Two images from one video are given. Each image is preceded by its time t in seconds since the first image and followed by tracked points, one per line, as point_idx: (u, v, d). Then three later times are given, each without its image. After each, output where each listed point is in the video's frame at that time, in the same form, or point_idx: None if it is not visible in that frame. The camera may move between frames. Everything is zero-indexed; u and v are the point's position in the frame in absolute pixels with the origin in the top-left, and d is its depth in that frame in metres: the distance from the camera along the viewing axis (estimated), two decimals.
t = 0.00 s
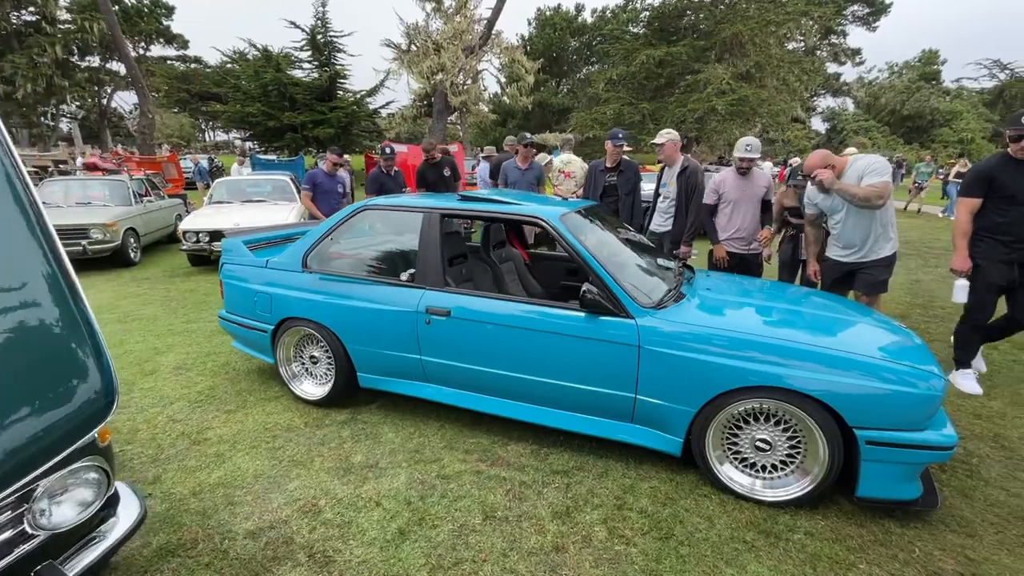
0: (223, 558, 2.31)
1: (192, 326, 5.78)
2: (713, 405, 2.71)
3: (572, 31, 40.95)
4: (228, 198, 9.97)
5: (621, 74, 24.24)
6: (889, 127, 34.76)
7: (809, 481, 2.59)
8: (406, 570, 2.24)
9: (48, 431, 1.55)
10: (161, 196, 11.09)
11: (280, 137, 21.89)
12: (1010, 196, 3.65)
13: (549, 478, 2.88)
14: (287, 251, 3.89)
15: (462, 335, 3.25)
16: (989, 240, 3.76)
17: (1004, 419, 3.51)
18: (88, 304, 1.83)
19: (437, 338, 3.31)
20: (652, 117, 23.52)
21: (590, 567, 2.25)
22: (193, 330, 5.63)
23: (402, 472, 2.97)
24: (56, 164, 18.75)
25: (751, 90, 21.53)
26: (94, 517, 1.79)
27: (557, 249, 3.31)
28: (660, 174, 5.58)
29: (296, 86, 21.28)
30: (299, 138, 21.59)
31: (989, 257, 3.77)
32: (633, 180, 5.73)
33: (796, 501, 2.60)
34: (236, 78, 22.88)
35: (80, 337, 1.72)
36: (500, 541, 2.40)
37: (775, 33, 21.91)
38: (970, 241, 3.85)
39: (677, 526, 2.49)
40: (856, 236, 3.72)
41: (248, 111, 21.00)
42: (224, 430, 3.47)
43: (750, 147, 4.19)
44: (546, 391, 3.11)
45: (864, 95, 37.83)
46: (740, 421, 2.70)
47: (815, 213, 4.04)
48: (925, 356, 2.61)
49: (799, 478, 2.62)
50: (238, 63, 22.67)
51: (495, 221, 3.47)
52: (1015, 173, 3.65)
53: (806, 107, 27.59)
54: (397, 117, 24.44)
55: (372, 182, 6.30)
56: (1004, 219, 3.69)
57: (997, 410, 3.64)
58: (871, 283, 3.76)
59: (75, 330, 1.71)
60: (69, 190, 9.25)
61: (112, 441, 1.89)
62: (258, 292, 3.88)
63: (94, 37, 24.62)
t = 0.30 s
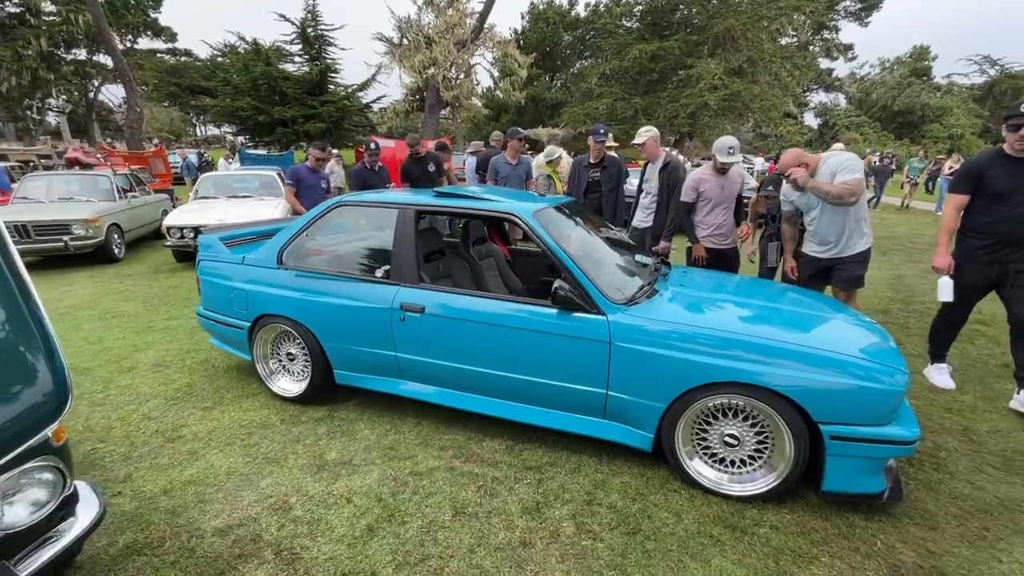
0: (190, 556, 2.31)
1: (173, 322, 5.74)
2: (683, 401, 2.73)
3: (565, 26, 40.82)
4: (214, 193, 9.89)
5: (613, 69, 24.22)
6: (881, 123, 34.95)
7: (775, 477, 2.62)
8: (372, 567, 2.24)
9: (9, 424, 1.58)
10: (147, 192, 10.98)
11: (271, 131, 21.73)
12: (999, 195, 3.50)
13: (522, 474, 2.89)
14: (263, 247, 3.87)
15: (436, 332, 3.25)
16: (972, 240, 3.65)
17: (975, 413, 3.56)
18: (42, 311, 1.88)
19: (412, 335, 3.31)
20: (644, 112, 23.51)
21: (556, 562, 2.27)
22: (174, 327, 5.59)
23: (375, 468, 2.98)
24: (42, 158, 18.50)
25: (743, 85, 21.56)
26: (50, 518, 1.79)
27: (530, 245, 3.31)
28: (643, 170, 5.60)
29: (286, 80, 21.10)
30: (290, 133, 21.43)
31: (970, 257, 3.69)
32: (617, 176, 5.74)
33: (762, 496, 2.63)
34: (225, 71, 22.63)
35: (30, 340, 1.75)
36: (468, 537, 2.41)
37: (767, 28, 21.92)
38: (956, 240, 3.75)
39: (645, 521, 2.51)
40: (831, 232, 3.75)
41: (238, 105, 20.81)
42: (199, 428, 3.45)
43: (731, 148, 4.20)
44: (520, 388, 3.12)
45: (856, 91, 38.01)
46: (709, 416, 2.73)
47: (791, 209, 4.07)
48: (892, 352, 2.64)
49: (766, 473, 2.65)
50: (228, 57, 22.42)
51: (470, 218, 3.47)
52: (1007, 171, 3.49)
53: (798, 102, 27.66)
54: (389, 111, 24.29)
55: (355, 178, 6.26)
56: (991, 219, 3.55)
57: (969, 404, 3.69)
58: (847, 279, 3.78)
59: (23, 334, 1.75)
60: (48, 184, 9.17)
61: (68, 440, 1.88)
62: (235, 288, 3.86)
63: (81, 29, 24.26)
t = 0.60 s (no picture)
0: (168, 548, 2.33)
1: (161, 318, 5.74)
2: (659, 391, 2.76)
3: (561, 18, 40.58)
4: (204, 187, 9.83)
5: (608, 62, 24.13)
6: (876, 115, 34.96)
7: (749, 467, 2.65)
8: (348, 557, 2.27)
9: None
10: (137, 187, 10.92)
11: (264, 126, 21.61)
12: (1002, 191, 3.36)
13: (501, 465, 2.92)
14: (246, 242, 3.87)
15: (417, 326, 3.27)
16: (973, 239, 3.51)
17: (952, 403, 3.61)
18: (12, 311, 1.94)
19: (393, 328, 3.33)
20: (639, 105, 23.44)
21: (530, 551, 2.30)
22: (162, 322, 5.58)
23: (356, 461, 3.00)
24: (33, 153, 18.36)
25: (737, 78, 21.52)
26: (23, 510, 1.81)
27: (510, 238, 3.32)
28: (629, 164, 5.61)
29: (279, 74, 20.95)
30: (283, 127, 21.31)
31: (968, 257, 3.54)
32: (604, 170, 5.75)
33: (736, 486, 2.67)
34: (216, 65, 22.42)
35: None
36: (445, 528, 2.44)
37: (762, 21, 21.82)
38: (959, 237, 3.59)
39: (620, 510, 2.54)
40: (812, 225, 3.78)
41: (231, 100, 20.67)
42: (182, 422, 3.46)
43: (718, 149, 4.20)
44: (500, 381, 3.14)
45: (851, 83, 38.00)
46: (685, 407, 2.76)
47: (773, 202, 4.09)
48: (867, 342, 2.66)
49: (740, 463, 2.69)
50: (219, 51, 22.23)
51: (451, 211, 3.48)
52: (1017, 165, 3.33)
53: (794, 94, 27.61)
54: (382, 105, 24.15)
55: (342, 172, 6.25)
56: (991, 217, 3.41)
57: (946, 394, 3.73)
58: (828, 270, 3.82)
59: None
60: (36, 180, 9.11)
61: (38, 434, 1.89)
62: (218, 283, 3.86)
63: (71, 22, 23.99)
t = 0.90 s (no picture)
0: (166, 538, 2.38)
1: (161, 314, 5.79)
2: (650, 382, 2.78)
3: (561, 11, 40.31)
4: (204, 185, 9.86)
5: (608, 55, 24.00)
6: (879, 106, 34.72)
7: (739, 456, 2.68)
8: (342, 546, 2.31)
9: None
10: (137, 186, 10.96)
11: (264, 123, 21.63)
12: None
13: (495, 456, 2.95)
14: (242, 238, 3.90)
15: (411, 319, 3.29)
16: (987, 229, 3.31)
17: (945, 392, 3.63)
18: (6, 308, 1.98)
19: (388, 322, 3.36)
20: (639, 98, 23.32)
21: (521, 540, 2.34)
22: (162, 319, 5.63)
23: (352, 453, 3.04)
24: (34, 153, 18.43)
25: (738, 69, 21.37)
26: (21, 502, 1.85)
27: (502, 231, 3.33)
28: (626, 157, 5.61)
29: (278, 71, 20.93)
30: (283, 124, 21.30)
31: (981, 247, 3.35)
32: (600, 163, 5.73)
33: (726, 475, 2.69)
34: (216, 63, 22.40)
35: None
36: (437, 517, 2.48)
37: (763, 11, 21.64)
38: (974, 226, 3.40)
39: (611, 499, 2.57)
40: (805, 216, 3.78)
41: (230, 97, 20.67)
42: (181, 417, 3.51)
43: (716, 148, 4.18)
44: (494, 373, 3.17)
45: (854, 73, 37.69)
46: (676, 398, 2.78)
47: (768, 194, 4.09)
48: (859, 333, 2.67)
49: (730, 453, 2.72)
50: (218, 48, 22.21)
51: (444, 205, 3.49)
52: None
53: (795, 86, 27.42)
54: (382, 101, 24.10)
55: (338, 169, 6.25)
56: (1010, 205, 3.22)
57: (939, 383, 3.75)
58: (822, 261, 3.82)
59: None
60: (37, 179, 9.15)
61: (35, 426, 1.92)
62: (215, 279, 3.89)
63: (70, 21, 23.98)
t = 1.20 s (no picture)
0: (173, 531, 2.42)
1: (168, 312, 5.84)
2: (650, 373, 2.79)
3: (564, 3, 40.00)
4: (209, 183, 9.92)
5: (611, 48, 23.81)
6: (887, 94, 34.27)
7: (739, 447, 2.68)
8: (345, 537, 2.34)
9: None
10: (144, 185, 11.05)
11: (268, 121, 21.69)
12: None
13: (496, 449, 2.97)
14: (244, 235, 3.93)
15: (412, 314, 3.31)
16: (1001, 218, 3.21)
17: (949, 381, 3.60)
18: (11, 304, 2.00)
19: (389, 317, 3.38)
20: (644, 90, 23.14)
21: (522, 531, 2.35)
22: (169, 316, 5.69)
23: (355, 447, 3.06)
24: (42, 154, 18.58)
25: (744, 59, 21.14)
26: (30, 496, 1.88)
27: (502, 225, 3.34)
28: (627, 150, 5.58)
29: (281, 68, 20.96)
30: (287, 121, 21.34)
31: (994, 237, 3.23)
32: (601, 156, 5.70)
33: (727, 466, 2.69)
34: (219, 61, 22.44)
35: None
36: (439, 509, 2.50)
37: None
38: (990, 217, 3.30)
39: (612, 491, 2.58)
40: (808, 205, 3.76)
41: (234, 95, 20.72)
42: (187, 412, 3.55)
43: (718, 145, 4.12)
44: (495, 367, 3.18)
45: (862, 61, 37.18)
46: (676, 389, 2.79)
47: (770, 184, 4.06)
48: (861, 323, 2.66)
49: (731, 444, 2.72)
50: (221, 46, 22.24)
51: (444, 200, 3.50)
52: None
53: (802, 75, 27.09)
54: (385, 97, 24.08)
55: (339, 166, 6.26)
56: None
57: (944, 373, 3.73)
58: (825, 252, 3.80)
59: None
60: (45, 180, 9.26)
61: (42, 422, 1.96)
62: (218, 276, 3.93)
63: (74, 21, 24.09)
